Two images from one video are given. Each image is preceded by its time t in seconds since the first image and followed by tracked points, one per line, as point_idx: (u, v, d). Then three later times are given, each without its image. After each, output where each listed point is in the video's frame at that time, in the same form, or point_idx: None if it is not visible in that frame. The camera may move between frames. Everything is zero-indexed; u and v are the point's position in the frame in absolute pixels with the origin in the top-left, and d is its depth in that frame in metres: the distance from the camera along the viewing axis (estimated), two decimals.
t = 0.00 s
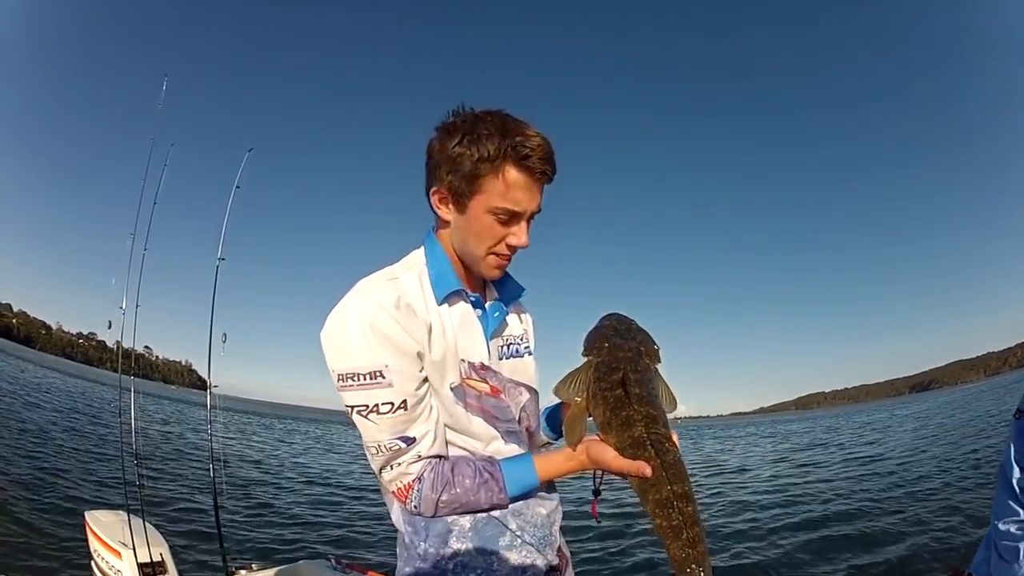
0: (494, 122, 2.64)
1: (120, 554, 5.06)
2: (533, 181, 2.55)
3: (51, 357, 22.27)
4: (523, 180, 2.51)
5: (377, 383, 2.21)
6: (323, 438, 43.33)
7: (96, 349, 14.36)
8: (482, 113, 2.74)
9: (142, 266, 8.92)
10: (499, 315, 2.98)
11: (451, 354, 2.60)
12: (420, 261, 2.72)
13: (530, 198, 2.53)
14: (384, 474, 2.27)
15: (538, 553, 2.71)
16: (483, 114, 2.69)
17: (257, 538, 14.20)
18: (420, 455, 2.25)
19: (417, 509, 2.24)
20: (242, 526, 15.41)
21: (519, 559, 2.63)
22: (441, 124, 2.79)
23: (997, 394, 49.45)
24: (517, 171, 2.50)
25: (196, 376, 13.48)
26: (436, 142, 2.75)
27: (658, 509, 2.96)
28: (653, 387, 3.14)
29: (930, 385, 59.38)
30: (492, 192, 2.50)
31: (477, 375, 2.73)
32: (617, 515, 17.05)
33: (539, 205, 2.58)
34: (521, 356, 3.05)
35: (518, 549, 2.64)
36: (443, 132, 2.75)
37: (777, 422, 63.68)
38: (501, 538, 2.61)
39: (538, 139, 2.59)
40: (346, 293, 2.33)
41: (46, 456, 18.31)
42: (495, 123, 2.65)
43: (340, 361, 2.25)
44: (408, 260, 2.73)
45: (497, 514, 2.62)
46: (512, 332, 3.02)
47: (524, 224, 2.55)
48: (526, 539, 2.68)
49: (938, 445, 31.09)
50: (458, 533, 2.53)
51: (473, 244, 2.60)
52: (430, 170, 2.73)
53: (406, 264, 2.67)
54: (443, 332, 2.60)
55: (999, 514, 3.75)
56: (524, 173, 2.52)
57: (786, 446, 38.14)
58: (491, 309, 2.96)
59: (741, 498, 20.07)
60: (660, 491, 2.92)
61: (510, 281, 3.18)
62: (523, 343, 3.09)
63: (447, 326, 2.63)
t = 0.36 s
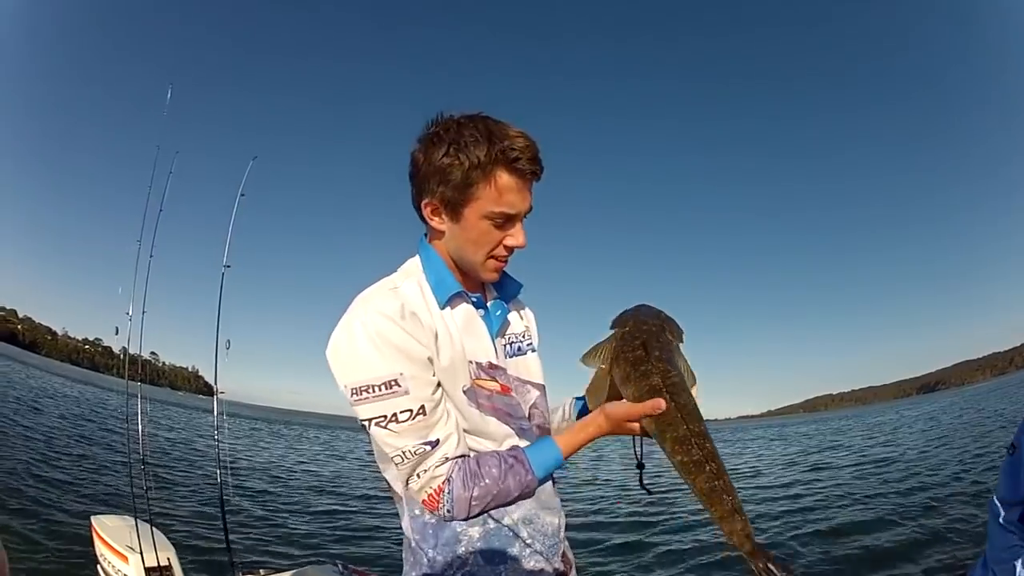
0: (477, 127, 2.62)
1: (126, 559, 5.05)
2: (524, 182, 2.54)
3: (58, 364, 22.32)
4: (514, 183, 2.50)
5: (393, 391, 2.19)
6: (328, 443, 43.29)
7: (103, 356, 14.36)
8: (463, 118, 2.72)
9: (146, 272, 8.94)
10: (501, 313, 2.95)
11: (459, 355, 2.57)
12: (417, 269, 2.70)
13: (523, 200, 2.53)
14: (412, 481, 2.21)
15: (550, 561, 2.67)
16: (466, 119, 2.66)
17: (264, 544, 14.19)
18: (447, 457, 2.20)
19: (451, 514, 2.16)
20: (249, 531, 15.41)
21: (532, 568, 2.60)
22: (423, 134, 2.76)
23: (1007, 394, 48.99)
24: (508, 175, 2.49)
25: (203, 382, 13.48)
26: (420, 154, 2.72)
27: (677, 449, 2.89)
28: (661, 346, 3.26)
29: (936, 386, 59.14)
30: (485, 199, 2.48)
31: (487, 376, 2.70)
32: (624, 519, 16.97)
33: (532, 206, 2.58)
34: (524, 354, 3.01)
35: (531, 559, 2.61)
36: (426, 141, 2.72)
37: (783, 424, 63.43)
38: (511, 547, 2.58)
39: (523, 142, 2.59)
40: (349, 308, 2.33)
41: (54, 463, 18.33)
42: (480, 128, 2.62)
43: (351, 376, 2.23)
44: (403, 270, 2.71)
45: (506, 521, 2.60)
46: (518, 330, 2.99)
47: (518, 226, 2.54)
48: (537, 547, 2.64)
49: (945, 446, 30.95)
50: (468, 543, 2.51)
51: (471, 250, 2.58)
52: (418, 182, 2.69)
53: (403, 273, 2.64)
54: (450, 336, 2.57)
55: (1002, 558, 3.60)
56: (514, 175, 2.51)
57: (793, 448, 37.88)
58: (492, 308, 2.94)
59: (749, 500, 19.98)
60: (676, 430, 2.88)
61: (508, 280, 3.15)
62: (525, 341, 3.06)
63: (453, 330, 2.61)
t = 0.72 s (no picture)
0: (480, 121, 2.61)
1: (131, 557, 5.02)
2: (525, 168, 2.50)
3: (64, 366, 22.34)
4: (519, 168, 2.46)
5: (399, 376, 2.12)
6: (335, 443, 43.36)
7: (110, 357, 14.37)
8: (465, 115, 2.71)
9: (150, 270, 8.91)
10: (508, 305, 2.88)
11: (466, 342, 2.50)
12: (424, 262, 2.63)
13: (527, 185, 2.47)
14: (419, 468, 2.15)
15: (557, 552, 2.59)
16: (468, 114, 2.65)
17: (271, 544, 14.16)
18: (450, 442, 2.13)
19: (455, 500, 2.08)
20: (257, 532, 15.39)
21: (541, 561, 2.53)
22: (427, 133, 2.75)
23: (1018, 387, 48.50)
24: (511, 159, 2.45)
25: (210, 383, 13.46)
26: (425, 151, 2.69)
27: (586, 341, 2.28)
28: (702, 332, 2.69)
29: (943, 381, 58.81)
30: (490, 183, 2.42)
31: (494, 364, 2.62)
32: (632, 516, 16.88)
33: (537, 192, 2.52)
34: (534, 347, 2.93)
35: (538, 550, 2.53)
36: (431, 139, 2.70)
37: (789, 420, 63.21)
38: (518, 540, 2.50)
39: (524, 135, 2.58)
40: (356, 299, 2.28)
41: (63, 466, 18.39)
42: (482, 121, 2.61)
43: (360, 364, 2.18)
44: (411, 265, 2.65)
45: (514, 513, 2.52)
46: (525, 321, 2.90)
47: (523, 210, 2.47)
48: (545, 539, 2.56)
49: (953, 440, 30.79)
50: (475, 535, 2.44)
51: (479, 238, 2.49)
52: (424, 177, 2.66)
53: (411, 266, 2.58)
54: (457, 325, 2.49)
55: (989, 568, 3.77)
56: (516, 161, 2.48)
57: (803, 444, 37.66)
58: (499, 299, 2.86)
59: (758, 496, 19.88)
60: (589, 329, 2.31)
61: (516, 276, 3.07)
62: (534, 334, 2.98)
63: (460, 318, 2.53)
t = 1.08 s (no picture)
0: (478, 120, 2.63)
1: (131, 553, 5.03)
2: (519, 163, 2.50)
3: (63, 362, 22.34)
4: (512, 164, 2.45)
5: (384, 360, 2.15)
6: (335, 438, 43.45)
7: (108, 353, 14.38)
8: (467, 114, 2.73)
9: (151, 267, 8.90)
10: (507, 302, 2.87)
11: (455, 335, 2.52)
12: (424, 258, 2.67)
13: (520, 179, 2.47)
14: (400, 454, 2.16)
15: (541, 551, 2.60)
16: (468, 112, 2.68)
17: (269, 540, 14.18)
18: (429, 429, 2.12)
19: (433, 488, 2.04)
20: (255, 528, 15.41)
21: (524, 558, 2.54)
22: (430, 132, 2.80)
23: (1017, 386, 48.47)
24: (503, 154, 2.46)
25: (207, 379, 13.46)
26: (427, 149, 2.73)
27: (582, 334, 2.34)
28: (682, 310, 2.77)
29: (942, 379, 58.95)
30: (484, 178, 2.44)
31: (484, 358, 2.62)
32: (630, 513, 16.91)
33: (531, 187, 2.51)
34: (532, 346, 2.88)
35: (520, 546, 2.55)
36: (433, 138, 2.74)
37: (788, 417, 63.36)
38: (502, 535, 2.52)
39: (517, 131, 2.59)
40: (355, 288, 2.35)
41: (62, 462, 18.44)
42: (480, 119, 2.63)
43: (353, 350, 2.23)
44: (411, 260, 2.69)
45: (497, 508, 2.54)
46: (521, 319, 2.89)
47: (518, 204, 2.47)
48: (528, 536, 2.57)
49: (951, 438, 30.87)
50: (460, 526, 2.48)
51: (473, 232, 2.50)
52: (425, 174, 2.71)
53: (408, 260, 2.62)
54: (447, 317, 2.52)
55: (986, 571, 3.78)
56: (511, 156, 2.48)
57: (802, 442, 37.71)
58: (497, 296, 2.85)
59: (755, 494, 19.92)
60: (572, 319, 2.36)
61: (517, 274, 3.08)
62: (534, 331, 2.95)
63: (452, 312, 2.55)
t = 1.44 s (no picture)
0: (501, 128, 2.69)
1: (129, 547, 5.02)
2: (526, 165, 2.50)
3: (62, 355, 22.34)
4: (517, 167, 2.46)
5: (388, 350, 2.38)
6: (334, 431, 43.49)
7: (107, 345, 14.38)
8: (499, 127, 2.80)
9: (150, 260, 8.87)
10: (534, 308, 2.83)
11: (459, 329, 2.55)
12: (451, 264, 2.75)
13: (523, 182, 2.49)
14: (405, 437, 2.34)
15: (526, 550, 2.59)
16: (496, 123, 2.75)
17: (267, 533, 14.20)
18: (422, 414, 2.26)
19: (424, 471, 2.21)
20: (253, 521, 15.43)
21: (505, 558, 2.55)
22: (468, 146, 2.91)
23: (1018, 386, 48.36)
24: (505, 159, 2.47)
25: (206, 371, 13.46)
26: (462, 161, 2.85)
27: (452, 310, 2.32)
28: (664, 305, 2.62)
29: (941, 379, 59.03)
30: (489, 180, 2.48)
31: (486, 355, 2.62)
32: (628, 511, 16.92)
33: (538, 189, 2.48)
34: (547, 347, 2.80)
35: (501, 546, 2.55)
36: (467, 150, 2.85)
37: (787, 415, 63.49)
38: (486, 529, 2.55)
39: (526, 141, 2.61)
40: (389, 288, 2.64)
41: (62, 454, 18.50)
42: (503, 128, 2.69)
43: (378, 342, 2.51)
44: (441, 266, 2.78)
45: (483, 504, 2.59)
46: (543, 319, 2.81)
47: (521, 206, 2.48)
48: (512, 535, 2.58)
49: (950, 438, 30.91)
50: (447, 516, 2.57)
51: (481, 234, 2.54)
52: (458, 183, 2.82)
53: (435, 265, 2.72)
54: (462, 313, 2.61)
55: (979, 563, 3.82)
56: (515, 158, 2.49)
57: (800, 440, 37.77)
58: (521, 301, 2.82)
59: (753, 492, 19.93)
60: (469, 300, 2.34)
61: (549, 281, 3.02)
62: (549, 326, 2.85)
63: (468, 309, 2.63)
